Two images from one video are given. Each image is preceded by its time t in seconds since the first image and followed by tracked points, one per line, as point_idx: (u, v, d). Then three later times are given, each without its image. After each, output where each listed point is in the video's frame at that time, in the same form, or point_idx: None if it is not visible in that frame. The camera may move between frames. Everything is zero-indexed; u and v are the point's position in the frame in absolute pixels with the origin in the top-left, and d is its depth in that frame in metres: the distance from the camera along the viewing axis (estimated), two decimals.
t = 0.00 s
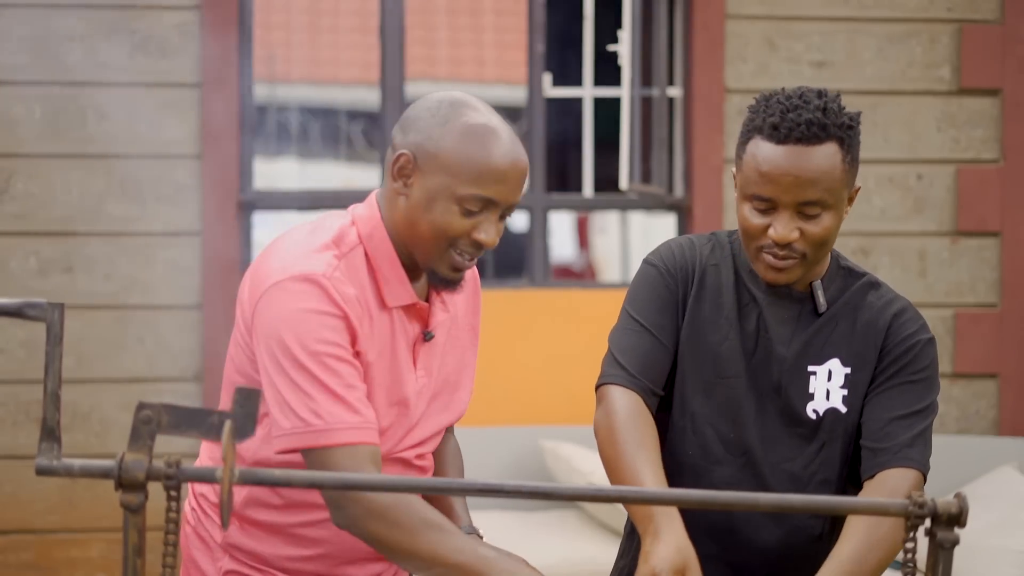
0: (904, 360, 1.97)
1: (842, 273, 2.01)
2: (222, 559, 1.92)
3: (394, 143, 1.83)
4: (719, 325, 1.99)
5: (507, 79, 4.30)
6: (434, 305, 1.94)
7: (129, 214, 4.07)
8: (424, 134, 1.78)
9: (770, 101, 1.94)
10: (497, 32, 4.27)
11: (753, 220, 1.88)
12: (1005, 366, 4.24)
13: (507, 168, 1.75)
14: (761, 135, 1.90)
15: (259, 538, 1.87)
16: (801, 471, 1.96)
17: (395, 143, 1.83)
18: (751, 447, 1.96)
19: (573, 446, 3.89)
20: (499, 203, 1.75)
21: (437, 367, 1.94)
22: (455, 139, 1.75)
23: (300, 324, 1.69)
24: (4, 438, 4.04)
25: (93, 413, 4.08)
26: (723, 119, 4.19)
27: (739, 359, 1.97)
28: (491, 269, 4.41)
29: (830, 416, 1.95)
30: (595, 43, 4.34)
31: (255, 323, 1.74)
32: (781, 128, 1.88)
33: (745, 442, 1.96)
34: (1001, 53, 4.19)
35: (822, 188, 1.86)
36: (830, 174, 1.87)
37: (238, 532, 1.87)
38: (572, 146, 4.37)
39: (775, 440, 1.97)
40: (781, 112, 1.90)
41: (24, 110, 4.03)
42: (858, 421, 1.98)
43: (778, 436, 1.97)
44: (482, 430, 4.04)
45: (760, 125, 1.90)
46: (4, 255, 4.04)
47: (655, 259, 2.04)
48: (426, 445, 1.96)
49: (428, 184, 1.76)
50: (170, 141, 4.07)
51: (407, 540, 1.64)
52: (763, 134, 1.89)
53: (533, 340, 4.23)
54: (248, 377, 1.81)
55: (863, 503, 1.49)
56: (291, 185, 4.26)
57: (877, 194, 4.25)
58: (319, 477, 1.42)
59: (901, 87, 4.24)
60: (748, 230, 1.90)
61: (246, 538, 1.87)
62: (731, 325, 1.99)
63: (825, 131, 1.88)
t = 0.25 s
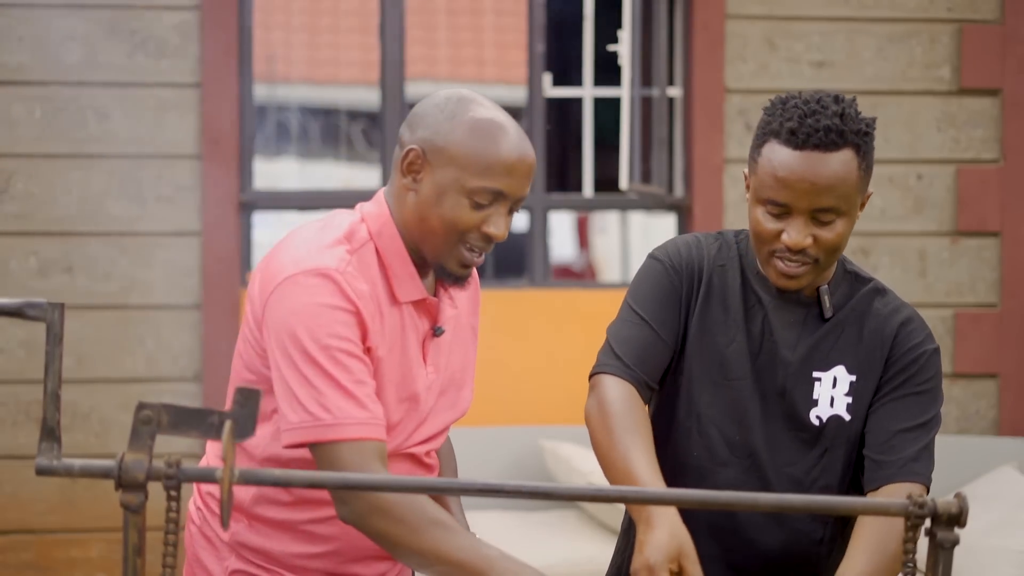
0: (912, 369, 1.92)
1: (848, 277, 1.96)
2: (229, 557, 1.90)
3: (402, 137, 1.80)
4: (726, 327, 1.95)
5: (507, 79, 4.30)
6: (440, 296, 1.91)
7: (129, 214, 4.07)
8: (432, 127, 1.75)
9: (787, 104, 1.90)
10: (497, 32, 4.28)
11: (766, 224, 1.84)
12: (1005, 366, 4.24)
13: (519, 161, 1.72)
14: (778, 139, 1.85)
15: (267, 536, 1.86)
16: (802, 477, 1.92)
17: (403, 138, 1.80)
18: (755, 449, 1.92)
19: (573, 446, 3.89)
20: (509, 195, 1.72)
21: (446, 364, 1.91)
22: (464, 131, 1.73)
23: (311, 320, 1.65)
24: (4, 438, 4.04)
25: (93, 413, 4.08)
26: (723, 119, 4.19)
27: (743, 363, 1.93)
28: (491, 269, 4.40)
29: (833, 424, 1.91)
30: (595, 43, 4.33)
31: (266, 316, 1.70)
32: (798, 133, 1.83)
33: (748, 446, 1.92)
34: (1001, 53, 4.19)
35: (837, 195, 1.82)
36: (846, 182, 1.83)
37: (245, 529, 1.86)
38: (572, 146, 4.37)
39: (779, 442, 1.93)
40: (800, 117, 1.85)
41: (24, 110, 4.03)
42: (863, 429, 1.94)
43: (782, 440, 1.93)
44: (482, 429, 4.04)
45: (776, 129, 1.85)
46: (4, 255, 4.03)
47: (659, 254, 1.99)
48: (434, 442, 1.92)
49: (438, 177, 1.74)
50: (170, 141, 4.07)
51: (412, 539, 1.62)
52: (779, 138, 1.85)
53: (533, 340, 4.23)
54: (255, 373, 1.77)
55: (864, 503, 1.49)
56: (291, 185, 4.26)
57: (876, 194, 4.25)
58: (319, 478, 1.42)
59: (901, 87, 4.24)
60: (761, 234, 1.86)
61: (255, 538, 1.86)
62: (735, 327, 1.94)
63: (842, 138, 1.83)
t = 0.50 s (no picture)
0: (919, 370, 1.93)
1: (848, 276, 1.96)
2: (239, 557, 1.90)
3: (372, 139, 1.81)
4: (727, 326, 1.94)
5: (507, 79, 4.30)
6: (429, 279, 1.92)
7: (129, 214, 4.07)
8: (410, 117, 1.79)
9: (793, 102, 1.88)
10: (496, 32, 4.28)
11: (772, 222, 1.83)
12: (1005, 366, 4.24)
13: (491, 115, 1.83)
14: (785, 137, 1.84)
15: (275, 533, 1.85)
16: (807, 475, 1.92)
17: (377, 140, 1.81)
18: (757, 450, 1.91)
19: (572, 446, 3.89)
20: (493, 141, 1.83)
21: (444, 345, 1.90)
22: (441, 107, 1.79)
23: (287, 309, 1.65)
24: (4, 438, 4.04)
25: (92, 412, 4.08)
26: (722, 119, 4.19)
27: (746, 362, 1.92)
28: (490, 269, 4.40)
29: (839, 423, 1.91)
30: (595, 43, 4.33)
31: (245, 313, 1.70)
32: (805, 132, 1.82)
33: (751, 445, 1.92)
34: (1001, 53, 4.19)
35: (844, 194, 1.81)
36: (853, 180, 1.81)
37: (253, 527, 1.86)
38: (571, 147, 4.37)
39: (781, 441, 1.92)
40: (807, 116, 1.84)
41: (24, 110, 4.03)
42: (870, 429, 1.94)
43: (787, 439, 1.93)
44: (481, 429, 4.04)
45: (783, 126, 1.84)
46: (4, 255, 4.03)
47: (656, 253, 1.99)
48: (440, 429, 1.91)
49: (439, 158, 1.79)
50: (171, 141, 4.07)
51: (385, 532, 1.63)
52: (785, 137, 1.83)
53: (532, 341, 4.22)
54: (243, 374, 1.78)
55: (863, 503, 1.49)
56: (290, 185, 4.26)
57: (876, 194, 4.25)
58: (319, 477, 1.42)
59: (901, 87, 4.24)
60: (766, 232, 1.84)
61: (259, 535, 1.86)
62: (737, 327, 1.94)
63: (849, 138, 1.82)
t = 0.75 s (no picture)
0: (913, 358, 1.93)
1: (836, 270, 1.96)
2: (239, 563, 1.89)
3: (301, 120, 1.85)
4: (719, 329, 1.92)
5: (507, 79, 4.30)
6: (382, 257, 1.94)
7: (129, 214, 4.07)
8: (336, 92, 1.84)
9: (772, 101, 1.88)
10: (497, 32, 4.28)
11: (759, 222, 1.83)
12: (1005, 366, 4.24)
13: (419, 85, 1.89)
14: (766, 137, 1.84)
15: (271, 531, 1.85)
16: (812, 474, 1.89)
17: (306, 121, 1.85)
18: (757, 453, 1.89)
19: (573, 446, 3.89)
20: (421, 109, 1.88)
21: (407, 315, 1.90)
22: (367, 78, 1.84)
23: (219, 301, 1.65)
24: (4, 438, 4.04)
25: (93, 413, 4.08)
26: (723, 119, 4.19)
27: (742, 363, 1.91)
28: (490, 268, 4.40)
29: (841, 418, 1.91)
30: (595, 44, 4.33)
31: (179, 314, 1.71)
32: (787, 130, 1.82)
33: (750, 448, 1.90)
34: (1001, 53, 4.19)
35: (829, 189, 1.81)
36: (836, 175, 1.81)
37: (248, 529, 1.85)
38: (572, 147, 4.37)
39: (781, 442, 1.90)
40: (787, 115, 1.83)
41: (24, 110, 4.03)
42: (869, 422, 1.94)
43: (788, 439, 1.91)
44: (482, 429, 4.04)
45: (765, 127, 1.83)
46: (4, 255, 4.03)
47: (640, 271, 1.96)
48: (414, 404, 1.91)
49: (369, 129, 1.83)
50: (170, 141, 4.07)
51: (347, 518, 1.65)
52: (767, 137, 1.83)
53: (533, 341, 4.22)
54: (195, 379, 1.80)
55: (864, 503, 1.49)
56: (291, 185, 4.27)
57: (876, 195, 4.25)
58: (319, 478, 1.42)
59: (901, 88, 4.24)
60: (752, 233, 1.84)
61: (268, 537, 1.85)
62: (730, 330, 1.92)
63: (830, 133, 1.82)
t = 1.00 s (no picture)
0: (905, 354, 1.92)
1: (829, 269, 1.96)
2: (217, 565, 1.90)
3: (242, 122, 1.92)
4: (709, 330, 1.93)
5: (507, 79, 4.31)
6: (332, 253, 2.00)
7: (128, 214, 4.07)
8: (276, 96, 1.90)
9: (753, 103, 1.88)
10: (497, 32, 4.28)
11: (742, 225, 1.82)
12: (1005, 366, 4.24)
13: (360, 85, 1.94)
14: (746, 139, 1.83)
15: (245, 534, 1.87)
16: (807, 474, 1.89)
17: (247, 123, 1.92)
18: (752, 454, 1.89)
19: (573, 446, 3.89)
20: (363, 111, 1.94)
21: (361, 309, 1.95)
22: (306, 81, 1.90)
23: (157, 311, 1.72)
24: (4, 438, 4.04)
25: (93, 412, 4.07)
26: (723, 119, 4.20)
27: (733, 363, 1.91)
28: (490, 269, 4.40)
29: (835, 416, 1.90)
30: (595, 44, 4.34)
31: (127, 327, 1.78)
32: (766, 132, 1.81)
33: (744, 449, 1.89)
34: (1001, 53, 4.18)
35: (812, 190, 1.80)
36: (819, 175, 1.81)
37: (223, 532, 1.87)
38: (572, 148, 4.37)
39: (774, 442, 1.90)
40: (767, 116, 1.83)
41: (24, 110, 4.03)
42: (863, 421, 1.93)
43: (782, 439, 1.90)
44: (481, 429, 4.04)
45: (745, 129, 1.83)
46: (4, 255, 4.04)
47: (630, 275, 1.97)
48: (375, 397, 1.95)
49: (308, 132, 1.90)
50: (170, 141, 4.07)
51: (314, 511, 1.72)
52: (749, 139, 1.83)
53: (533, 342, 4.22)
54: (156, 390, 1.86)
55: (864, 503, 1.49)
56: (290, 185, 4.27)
57: (876, 195, 4.25)
58: (319, 478, 1.42)
59: (901, 87, 4.24)
60: (738, 235, 1.84)
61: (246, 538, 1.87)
62: (721, 331, 1.92)
63: (812, 133, 1.82)
